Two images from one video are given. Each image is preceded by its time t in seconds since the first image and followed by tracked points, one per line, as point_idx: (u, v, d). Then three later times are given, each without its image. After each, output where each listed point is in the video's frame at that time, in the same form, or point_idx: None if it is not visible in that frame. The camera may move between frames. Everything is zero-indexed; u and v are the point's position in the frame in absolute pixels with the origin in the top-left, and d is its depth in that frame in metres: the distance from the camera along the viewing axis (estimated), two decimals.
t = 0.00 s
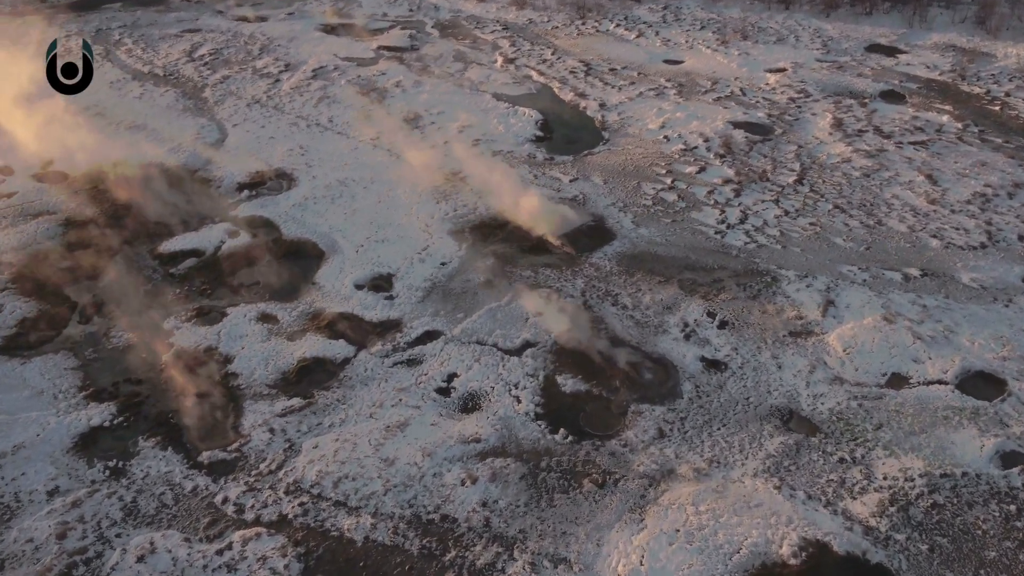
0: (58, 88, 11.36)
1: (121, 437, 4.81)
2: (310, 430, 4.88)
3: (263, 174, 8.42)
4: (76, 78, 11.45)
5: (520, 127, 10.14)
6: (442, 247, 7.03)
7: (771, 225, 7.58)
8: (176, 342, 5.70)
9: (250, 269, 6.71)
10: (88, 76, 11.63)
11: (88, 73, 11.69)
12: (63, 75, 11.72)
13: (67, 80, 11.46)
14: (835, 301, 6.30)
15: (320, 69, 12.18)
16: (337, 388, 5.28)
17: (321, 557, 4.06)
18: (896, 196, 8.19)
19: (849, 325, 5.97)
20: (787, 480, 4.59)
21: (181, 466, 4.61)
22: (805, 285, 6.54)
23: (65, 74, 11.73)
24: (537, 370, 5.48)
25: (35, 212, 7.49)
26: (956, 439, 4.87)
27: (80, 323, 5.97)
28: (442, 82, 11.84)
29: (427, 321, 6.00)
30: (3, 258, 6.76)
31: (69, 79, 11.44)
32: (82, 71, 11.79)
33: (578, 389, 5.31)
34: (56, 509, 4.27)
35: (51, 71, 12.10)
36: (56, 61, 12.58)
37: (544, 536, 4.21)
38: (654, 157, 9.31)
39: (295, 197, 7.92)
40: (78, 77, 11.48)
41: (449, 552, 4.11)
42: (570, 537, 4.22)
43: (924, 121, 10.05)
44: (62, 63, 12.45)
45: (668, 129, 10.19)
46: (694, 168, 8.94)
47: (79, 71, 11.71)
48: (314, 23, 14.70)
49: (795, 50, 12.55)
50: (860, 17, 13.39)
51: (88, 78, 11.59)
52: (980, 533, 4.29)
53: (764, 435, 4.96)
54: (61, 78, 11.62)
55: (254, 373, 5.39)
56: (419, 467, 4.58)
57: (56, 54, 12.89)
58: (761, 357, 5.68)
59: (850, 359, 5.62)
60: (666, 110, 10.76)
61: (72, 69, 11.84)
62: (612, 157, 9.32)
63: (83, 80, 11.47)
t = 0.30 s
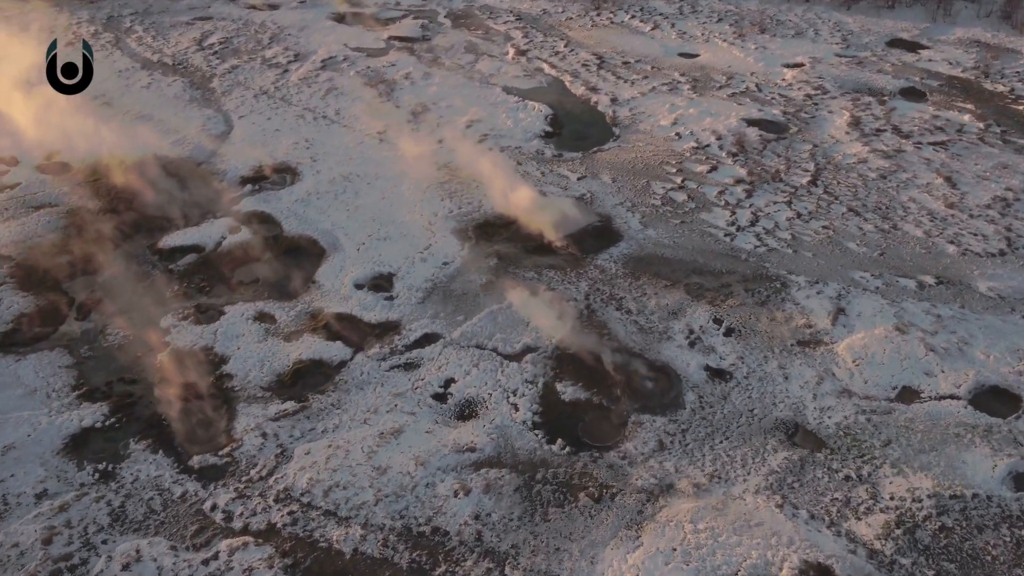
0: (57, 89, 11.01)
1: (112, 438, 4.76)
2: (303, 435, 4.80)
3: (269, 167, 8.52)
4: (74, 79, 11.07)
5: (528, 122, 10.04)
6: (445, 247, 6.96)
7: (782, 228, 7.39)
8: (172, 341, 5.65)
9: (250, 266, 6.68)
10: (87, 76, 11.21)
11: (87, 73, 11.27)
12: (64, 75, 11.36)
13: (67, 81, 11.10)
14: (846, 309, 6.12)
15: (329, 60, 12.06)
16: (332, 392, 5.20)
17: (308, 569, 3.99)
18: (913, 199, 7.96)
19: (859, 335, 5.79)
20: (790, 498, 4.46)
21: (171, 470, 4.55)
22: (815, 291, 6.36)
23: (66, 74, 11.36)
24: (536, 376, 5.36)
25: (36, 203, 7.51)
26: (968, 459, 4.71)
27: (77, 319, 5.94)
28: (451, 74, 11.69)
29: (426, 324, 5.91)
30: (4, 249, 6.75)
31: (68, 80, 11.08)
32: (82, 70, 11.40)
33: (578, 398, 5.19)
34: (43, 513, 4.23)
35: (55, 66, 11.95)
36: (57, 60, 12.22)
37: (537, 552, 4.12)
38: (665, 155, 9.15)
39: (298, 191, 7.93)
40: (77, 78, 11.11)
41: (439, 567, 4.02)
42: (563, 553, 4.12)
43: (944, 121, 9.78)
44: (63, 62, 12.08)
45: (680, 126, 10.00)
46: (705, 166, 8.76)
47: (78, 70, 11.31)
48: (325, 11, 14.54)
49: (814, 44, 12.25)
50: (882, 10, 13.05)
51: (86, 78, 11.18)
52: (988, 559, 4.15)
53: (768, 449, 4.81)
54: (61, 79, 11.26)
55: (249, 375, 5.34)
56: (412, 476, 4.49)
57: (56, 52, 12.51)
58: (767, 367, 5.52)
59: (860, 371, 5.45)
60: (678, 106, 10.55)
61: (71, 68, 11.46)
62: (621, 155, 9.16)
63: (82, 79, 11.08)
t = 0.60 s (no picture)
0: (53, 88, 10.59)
1: (106, 439, 4.74)
2: (298, 440, 4.74)
3: (277, 161, 8.58)
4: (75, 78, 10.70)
5: (540, 117, 9.93)
6: (449, 246, 6.89)
7: (796, 232, 7.20)
8: (171, 340, 5.64)
9: (252, 263, 6.66)
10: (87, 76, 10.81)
11: (87, 72, 10.86)
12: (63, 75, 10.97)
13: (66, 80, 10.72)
14: (860, 319, 5.92)
15: (342, 50, 11.95)
16: (329, 395, 5.12)
17: None
18: (933, 203, 7.72)
19: (872, 346, 5.59)
20: (795, 518, 4.33)
21: (163, 473, 4.50)
22: (828, 299, 6.18)
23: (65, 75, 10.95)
24: (537, 383, 5.25)
25: (40, 195, 7.68)
26: (982, 481, 4.55)
27: (77, 314, 5.96)
28: (464, 67, 11.54)
29: (427, 326, 5.82)
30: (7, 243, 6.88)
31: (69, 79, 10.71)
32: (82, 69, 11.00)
33: (579, 407, 5.07)
34: (33, 515, 4.22)
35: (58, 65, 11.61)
36: (58, 60, 11.86)
37: (531, 569, 4.04)
38: (679, 153, 8.97)
39: (304, 185, 7.94)
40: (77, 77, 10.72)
41: None
42: (558, 571, 4.03)
43: (968, 121, 9.50)
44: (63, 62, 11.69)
45: (695, 123, 9.80)
46: (720, 166, 8.58)
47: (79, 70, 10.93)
48: None
49: (837, 39, 11.92)
50: (908, 4, 12.68)
51: (87, 78, 10.78)
52: None
53: (774, 465, 4.67)
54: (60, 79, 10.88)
55: (246, 376, 5.28)
56: (406, 485, 4.40)
57: (58, 50, 12.16)
58: (775, 379, 5.35)
59: (872, 385, 5.26)
60: (694, 102, 10.35)
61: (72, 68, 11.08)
62: (634, 152, 9.01)
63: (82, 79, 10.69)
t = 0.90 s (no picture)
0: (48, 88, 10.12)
1: (99, 439, 4.72)
2: (291, 445, 4.66)
3: (286, 153, 8.54)
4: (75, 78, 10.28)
5: (554, 111, 9.74)
6: (454, 245, 6.77)
7: (813, 236, 6.97)
8: (169, 337, 5.61)
9: (254, 258, 6.62)
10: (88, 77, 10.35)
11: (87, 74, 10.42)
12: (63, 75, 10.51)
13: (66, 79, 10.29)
14: (875, 331, 5.70)
15: (356, 38, 11.79)
16: (325, 398, 5.04)
17: None
18: (957, 209, 7.44)
19: (887, 360, 5.36)
20: (798, 543, 4.19)
21: (154, 476, 4.46)
22: (843, 309, 5.96)
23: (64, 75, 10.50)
24: (538, 392, 5.11)
25: (48, 185, 7.85)
26: (997, 509, 4.36)
27: (77, 306, 5.96)
28: (479, 57, 11.33)
29: (428, 329, 5.72)
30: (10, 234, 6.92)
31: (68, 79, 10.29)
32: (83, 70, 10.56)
33: (580, 417, 4.93)
34: (21, 517, 4.22)
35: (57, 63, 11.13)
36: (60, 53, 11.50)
37: None
38: (695, 151, 8.75)
39: (311, 179, 7.88)
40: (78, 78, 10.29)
41: None
42: None
43: (998, 122, 9.15)
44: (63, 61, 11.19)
45: (713, 119, 9.56)
46: (736, 165, 8.35)
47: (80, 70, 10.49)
48: None
49: (865, 32, 11.52)
50: None
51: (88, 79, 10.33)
52: None
53: (779, 485, 4.51)
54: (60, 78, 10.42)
55: (242, 376, 5.23)
56: (398, 496, 4.30)
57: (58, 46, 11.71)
58: (785, 393, 5.16)
59: (885, 402, 5.04)
60: (713, 97, 10.08)
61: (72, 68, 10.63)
62: (648, 150, 8.81)
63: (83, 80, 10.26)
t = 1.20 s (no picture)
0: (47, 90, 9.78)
1: (92, 438, 4.71)
2: (285, 448, 4.61)
3: (294, 145, 8.48)
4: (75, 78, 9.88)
5: (568, 105, 9.57)
6: (459, 243, 6.66)
7: (829, 240, 6.77)
8: (169, 333, 5.59)
9: (257, 253, 6.59)
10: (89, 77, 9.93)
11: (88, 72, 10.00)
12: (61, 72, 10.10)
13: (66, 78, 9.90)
14: (889, 342, 5.50)
15: (370, 26, 11.63)
16: (321, 400, 4.98)
17: None
18: (980, 214, 7.19)
19: (901, 373, 5.18)
20: (799, 565, 4.07)
21: (146, 476, 4.43)
22: (857, 318, 5.76)
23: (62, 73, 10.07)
24: (538, 398, 5.00)
25: (54, 172, 7.84)
26: (1010, 535, 4.20)
27: (78, 299, 5.98)
28: (494, 47, 11.13)
29: (429, 330, 5.64)
30: (14, 223, 6.95)
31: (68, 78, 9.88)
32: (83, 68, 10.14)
33: (580, 426, 4.81)
34: (12, 516, 4.22)
35: (57, 61, 10.69)
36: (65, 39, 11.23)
37: None
38: (710, 148, 8.55)
39: (318, 173, 7.83)
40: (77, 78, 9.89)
41: None
42: None
43: None
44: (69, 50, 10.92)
45: (730, 116, 9.33)
46: (752, 164, 8.14)
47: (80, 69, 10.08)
48: None
49: (891, 26, 11.17)
50: None
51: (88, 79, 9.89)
52: None
53: (782, 503, 4.37)
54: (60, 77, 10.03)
55: (239, 376, 5.20)
56: (390, 505, 4.22)
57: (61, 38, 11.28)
58: (793, 405, 5.00)
59: (897, 418, 4.87)
60: (732, 93, 9.84)
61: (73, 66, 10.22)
62: (662, 147, 8.63)
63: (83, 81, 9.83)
